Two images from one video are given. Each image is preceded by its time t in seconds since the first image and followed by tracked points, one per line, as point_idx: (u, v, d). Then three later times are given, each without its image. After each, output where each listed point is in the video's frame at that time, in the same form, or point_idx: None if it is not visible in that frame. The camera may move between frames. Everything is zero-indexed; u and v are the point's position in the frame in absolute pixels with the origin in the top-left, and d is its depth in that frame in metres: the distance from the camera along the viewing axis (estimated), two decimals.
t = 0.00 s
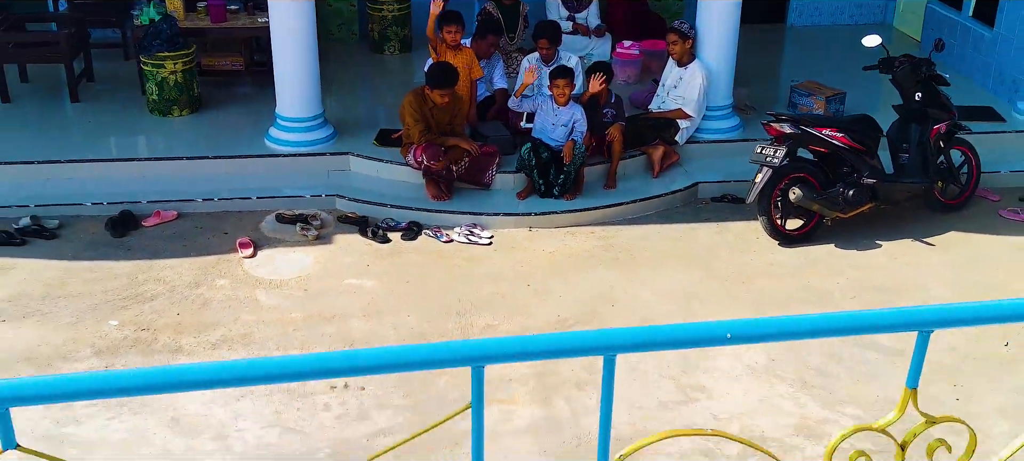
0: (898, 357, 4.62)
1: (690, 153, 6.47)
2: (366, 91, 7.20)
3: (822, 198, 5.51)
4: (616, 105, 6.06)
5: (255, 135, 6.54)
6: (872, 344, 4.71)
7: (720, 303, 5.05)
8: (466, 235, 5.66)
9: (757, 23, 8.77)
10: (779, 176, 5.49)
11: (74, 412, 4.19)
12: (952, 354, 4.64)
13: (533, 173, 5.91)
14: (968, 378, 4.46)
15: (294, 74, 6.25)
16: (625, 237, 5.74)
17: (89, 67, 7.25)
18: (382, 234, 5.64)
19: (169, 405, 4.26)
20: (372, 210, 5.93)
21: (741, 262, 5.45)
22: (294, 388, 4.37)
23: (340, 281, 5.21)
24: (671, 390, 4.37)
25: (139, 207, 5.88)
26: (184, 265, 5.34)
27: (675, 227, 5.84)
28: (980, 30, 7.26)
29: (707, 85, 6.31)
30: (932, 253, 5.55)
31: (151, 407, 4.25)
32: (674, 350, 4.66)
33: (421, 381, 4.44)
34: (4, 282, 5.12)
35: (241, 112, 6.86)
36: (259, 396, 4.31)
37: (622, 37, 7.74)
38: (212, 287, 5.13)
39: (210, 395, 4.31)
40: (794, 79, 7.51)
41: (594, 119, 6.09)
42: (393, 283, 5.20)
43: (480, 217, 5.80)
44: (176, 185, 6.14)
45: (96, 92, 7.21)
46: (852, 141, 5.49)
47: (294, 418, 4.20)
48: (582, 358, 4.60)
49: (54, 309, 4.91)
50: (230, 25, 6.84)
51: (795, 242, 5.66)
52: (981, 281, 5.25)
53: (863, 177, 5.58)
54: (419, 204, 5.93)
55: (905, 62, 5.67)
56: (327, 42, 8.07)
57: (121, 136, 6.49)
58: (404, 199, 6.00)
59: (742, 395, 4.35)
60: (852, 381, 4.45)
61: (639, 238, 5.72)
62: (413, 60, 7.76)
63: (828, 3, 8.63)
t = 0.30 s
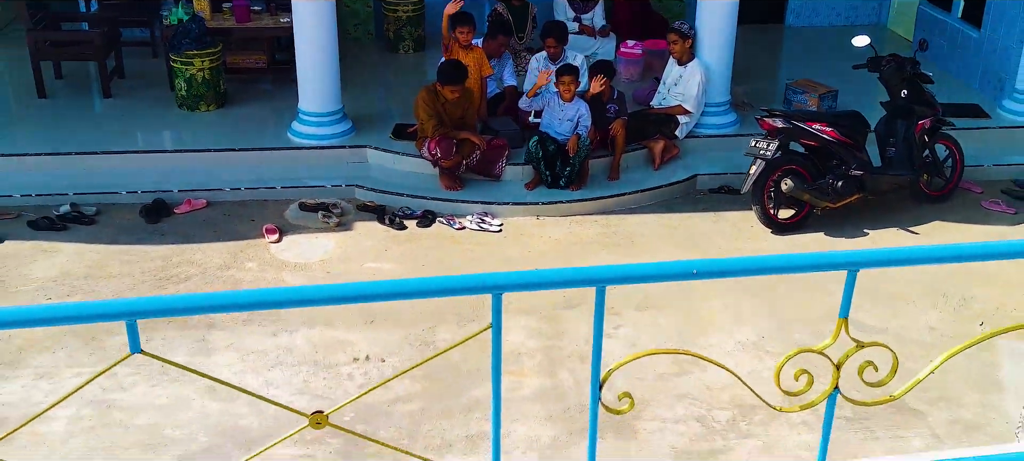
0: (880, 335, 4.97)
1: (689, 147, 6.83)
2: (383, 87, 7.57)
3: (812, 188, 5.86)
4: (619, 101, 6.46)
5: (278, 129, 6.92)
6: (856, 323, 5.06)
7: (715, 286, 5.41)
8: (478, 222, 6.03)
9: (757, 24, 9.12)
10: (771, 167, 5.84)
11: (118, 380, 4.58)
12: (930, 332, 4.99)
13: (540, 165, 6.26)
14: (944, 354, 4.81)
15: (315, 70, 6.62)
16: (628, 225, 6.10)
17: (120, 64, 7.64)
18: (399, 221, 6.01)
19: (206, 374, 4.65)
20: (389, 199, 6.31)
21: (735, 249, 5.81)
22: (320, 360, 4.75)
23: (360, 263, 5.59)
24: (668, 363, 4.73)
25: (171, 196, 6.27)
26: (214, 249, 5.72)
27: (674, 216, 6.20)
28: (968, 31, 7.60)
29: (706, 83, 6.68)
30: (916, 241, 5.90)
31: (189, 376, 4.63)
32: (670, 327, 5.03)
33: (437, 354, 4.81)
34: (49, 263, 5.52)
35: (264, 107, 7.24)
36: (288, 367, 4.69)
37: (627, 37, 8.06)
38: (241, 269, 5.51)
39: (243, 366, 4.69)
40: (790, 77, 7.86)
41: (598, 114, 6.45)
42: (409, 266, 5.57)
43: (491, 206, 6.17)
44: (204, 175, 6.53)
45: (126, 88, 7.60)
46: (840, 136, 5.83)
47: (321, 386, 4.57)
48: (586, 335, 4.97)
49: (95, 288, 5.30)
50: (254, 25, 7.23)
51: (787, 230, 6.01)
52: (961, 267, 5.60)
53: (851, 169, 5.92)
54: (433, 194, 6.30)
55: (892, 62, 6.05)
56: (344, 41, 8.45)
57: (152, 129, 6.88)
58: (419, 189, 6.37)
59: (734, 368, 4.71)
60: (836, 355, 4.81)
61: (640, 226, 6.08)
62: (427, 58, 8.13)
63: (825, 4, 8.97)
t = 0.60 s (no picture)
0: (862, 316, 5.31)
1: (686, 141, 7.16)
2: (393, 84, 7.92)
3: (801, 180, 6.24)
4: (618, 97, 6.92)
5: (295, 123, 7.26)
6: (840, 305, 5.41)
7: (708, 271, 5.75)
8: (485, 211, 6.36)
9: (753, 23, 9.45)
10: (763, 160, 6.17)
11: (152, 354, 4.93)
12: (910, 313, 5.33)
13: (543, 157, 6.60)
14: (921, 332, 5.15)
15: (331, 68, 6.98)
16: (627, 214, 6.44)
17: (143, 62, 7.99)
18: (410, 211, 6.35)
19: (233, 349, 5.00)
20: (401, 190, 6.65)
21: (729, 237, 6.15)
22: (339, 337, 5.10)
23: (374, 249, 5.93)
24: (663, 340, 5.07)
25: (195, 187, 6.62)
26: (237, 235, 6.06)
27: (671, 206, 6.54)
28: (955, 31, 7.95)
29: (702, 80, 7.00)
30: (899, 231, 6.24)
31: (217, 351, 4.99)
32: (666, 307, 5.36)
33: (448, 331, 5.15)
34: (83, 248, 5.87)
35: (281, 102, 7.59)
36: (309, 344, 5.05)
37: (629, 36, 8.36)
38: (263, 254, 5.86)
39: (268, 343, 5.06)
40: (784, 75, 8.20)
41: (598, 110, 6.86)
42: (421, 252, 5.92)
43: (497, 196, 6.50)
44: (226, 167, 6.88)
45: (149, 84, 7.96)
46: (828, 130, 6.16)
47: (340, 360, 4.92)
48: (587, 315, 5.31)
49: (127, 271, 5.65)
50: (271, 25, 7.57)
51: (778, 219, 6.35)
52: (942, 254, 5.94)
53: (839, 162, 6.24)
54: (442, 185, 6.63)
55: (879, 60, 6.38)
56: (357, 40, 8.80)
57: (176, 123, 7.25)
58: (429, 181, 6.71)
59: (724, 345, 5.05)
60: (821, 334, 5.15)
61: (638, 216, 6.42)
62: (436, 56, 8.47)
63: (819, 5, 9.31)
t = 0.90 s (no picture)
0: (839, 310, 5.71)
1: (678, 145, 7.55)
2: (400, 89, 8.31)
3: (785, 183, 6.61)
4: (614, 103, 7.24)
5: (308, 128, 7.65)
6: (819, 300, 5.80)
7: (697, 268, 6.15)
8: (488, 212, 6.76)
9: (745, 31, 9.83)
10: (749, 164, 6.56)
11: (179, 345, 5.33)
12: (883, 307, 5.72)
13: (542, 160, 6.99)
14: (893, 325, 5.54)
15: (343, 75, 7.39)
16: (621, 214, 6.85)
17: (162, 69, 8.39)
18: (417, 211, 6.74)
19: (254, 340, 5.40)
20: (408, 191, 7.03)
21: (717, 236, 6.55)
22: (352, 329, 5.50)
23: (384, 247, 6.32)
24: (652, 332, 5.47)
25: (213, 188, 7.01)
26: (255, 234, 6.46)
27: (663, 207, 6.94)
28: (935, 40, 8.34)
29: (693, 88, 7.40)
30: (876, 232, 6.64)
31: (239, 342, 5.39)
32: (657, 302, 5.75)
33: (453, 323, 5.55)
34: (111, 246, 6.27)
35: (293, 108, 7.99)
36: (325, 335, 5.45)
37: (626, 44, 8.73)
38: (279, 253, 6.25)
39: (286, 334, 5.46)
40: (773, 81, 8.58)
41: (595, 115, 7.22)
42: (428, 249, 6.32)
43: (499, 197, 6.89)
44: (242, 170, 7.27)
45: (167, 90, 8.36)
46: (810, 135, 6.54)
47: (353, 350, 5.32)
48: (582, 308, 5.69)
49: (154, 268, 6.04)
50: (285, 34, 7.96)
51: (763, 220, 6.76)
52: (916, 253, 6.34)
53: (821, 166, 6.63)
54: (447, 187, 7.02)
55: (858, 69, 6.73)
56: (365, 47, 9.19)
57: (196, 127, 7.66)
58: (434, 183, 7.09)
59: (709, 337, 5.45)
60: (800, 327, 5.53)
61: (631, 216, 6.82)
62: (440, 63, 8.85)
63: (808, 13, 9.69)
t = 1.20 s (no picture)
0: (815, 317, 6.11)
1: (667, 159, 7.96)
2: (403, 104, 8.72)
3: (767, 196, 7.01)
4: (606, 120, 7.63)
5: (315, 143, 8.06)
6: (796, 308, 6.21)
7: (683, 277, 6.55)
8: (487, 223, 7.17)
9: (735, 46, 10.23)
10: (732, 178, 6.98)
11: (199, 349, 5.73)
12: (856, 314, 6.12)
13: (538, 174, 7.40)
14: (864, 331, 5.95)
15: (350, 92, 7.79)
16: (612, 226, 7.26)
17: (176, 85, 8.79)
18: (420, 222, 7.16)
19: (269, 345, 5.80)
20: (411, 203, 7.44)
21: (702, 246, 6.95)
22: (359, 335, 5.90)
23: (388, 257, 6.72)
24: (640, 338, 5.87)
25: (227, 201, 7.42)
26: (268, 245, 6.87)
27: (653, 219, 7.35)
28: (914, 58, 8.76)
29: (682, 104, 7.80)
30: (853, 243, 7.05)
31: (255, 347, 5.80)
32: (645, 309, 6.15)
33: (454, 329, 5.95)
34: (132, 256, 6.67)
35: (302, 123, 8.39)
36: (335, 341, 5.86)
37: (619, 60, 9.15)
38: (291, 262, 6.65)
39: (298, 340, 5.86)
40: (760, 96, 8.98)
41: (588, 131, 7.62)
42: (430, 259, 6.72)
43: (497, 209, 7.31)
44: (254, 183, 7.67)
45: (182, 106, 8.76)
46: (791, 151, 6.95)
47: (361, 354, 5.73)
48: (575, 315, 6.10)
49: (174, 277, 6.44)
50: (294, 53, 8.35)
51: (747, 231, 7.16)
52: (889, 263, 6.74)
53: (802, 180, 7.04)
54: (448, 199, 7.43)
55: (837, 88, 7.19)
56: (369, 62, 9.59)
57: (210, 142, 8.06)
58: (436, 196, 7.50)
59: (692, 342, 5.85)
60: (777, 333, 5.94)
61: (622, 227, 7.23)
62: (441, 78, 9.26)
63: (795, 29, 10.09)
